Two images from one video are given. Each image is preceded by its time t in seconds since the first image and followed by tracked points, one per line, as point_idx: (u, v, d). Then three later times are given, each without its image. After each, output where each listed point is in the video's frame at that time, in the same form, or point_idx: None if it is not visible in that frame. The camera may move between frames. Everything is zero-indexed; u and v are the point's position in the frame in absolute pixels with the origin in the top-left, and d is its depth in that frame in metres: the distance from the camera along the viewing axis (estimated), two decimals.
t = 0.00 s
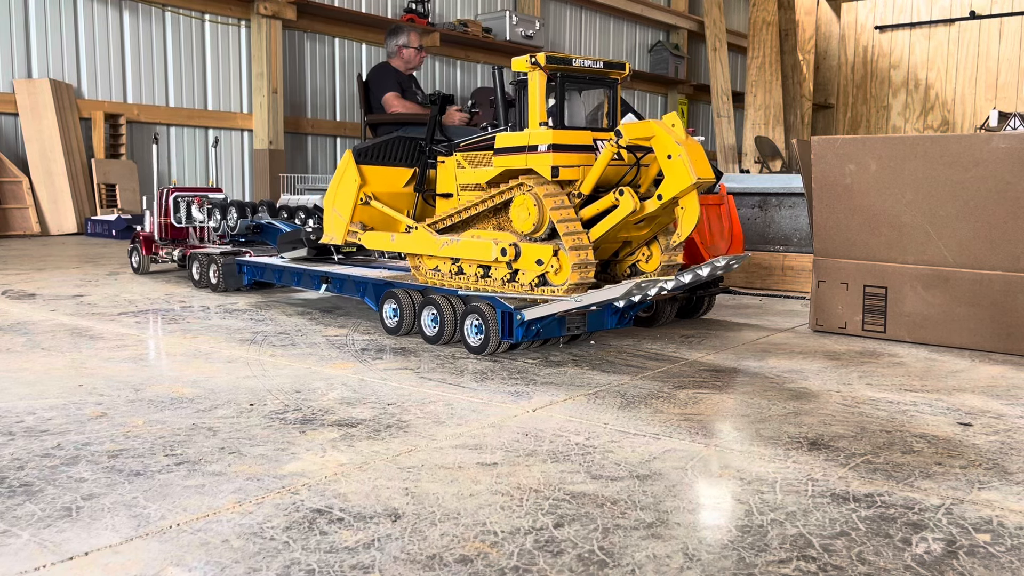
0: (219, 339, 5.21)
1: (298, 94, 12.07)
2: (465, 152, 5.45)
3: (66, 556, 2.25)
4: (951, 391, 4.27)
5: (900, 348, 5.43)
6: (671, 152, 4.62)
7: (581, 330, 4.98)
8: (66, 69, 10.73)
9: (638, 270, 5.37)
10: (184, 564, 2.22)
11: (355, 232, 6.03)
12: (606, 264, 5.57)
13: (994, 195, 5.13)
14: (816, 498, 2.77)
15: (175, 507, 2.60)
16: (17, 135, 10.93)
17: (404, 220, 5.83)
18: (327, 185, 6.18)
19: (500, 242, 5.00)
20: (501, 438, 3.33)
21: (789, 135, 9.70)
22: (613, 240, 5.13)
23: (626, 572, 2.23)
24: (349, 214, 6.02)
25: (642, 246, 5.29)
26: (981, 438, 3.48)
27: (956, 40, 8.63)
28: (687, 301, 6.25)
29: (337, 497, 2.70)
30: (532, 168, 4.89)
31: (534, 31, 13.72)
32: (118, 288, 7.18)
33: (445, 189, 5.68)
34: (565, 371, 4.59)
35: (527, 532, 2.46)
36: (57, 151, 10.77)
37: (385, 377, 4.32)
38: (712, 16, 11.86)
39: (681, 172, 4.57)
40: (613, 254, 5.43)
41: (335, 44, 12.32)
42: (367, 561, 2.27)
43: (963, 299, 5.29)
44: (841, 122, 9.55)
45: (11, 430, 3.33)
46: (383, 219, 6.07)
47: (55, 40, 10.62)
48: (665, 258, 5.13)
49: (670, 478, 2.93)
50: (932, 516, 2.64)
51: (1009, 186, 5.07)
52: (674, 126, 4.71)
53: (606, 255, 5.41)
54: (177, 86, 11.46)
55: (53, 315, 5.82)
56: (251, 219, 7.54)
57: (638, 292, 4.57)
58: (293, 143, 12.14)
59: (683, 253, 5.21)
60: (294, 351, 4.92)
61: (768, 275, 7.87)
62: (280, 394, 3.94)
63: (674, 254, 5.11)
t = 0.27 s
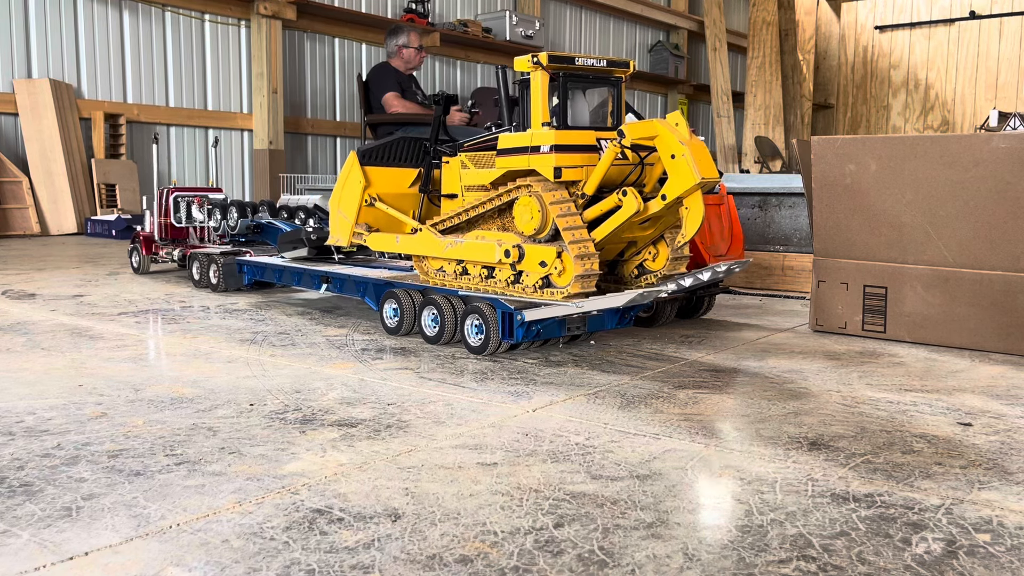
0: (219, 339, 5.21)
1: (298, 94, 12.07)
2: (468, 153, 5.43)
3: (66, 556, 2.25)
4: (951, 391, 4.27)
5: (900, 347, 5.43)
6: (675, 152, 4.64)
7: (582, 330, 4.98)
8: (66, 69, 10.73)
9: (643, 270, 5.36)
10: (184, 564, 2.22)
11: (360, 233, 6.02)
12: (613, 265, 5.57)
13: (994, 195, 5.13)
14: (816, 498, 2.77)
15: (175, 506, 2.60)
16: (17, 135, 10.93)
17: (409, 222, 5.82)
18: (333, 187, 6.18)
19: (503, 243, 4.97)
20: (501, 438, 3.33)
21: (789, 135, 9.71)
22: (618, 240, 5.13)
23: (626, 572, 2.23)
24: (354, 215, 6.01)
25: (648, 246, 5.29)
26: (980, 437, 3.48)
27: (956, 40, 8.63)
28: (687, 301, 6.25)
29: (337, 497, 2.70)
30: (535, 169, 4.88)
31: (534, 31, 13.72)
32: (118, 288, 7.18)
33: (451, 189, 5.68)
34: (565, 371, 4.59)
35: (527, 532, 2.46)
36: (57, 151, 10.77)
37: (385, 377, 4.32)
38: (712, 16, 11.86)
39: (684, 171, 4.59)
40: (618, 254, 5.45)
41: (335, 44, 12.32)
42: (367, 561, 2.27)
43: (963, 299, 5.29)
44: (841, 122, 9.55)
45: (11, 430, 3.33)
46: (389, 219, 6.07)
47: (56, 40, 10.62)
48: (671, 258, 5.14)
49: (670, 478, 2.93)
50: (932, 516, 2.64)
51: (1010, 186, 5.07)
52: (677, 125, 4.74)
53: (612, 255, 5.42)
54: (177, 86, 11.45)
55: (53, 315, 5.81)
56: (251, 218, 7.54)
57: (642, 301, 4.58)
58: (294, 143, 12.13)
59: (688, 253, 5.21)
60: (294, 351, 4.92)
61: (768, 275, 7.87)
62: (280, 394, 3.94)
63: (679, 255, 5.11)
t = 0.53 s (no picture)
0: (219, 339, 5.21)
1: (298, 94, 12.07)
2: (472, 152, 5.44)
3: (66, 557, 2.25)
4: (951, 390, 4.27)
5: (900, 347, 5.43)
6: (679, 152, 4.62)
7: (582, 330, 4.98)
8: (66, 69, 10.73)
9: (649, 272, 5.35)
10: (184, 564, 2.22)
11: (365, 234, 6.01)
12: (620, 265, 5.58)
13: (994, 194, 5.13)
14: (816, 498, 2.77)
15: (175, 506, 2.60)
16: (17, 135, 10.93)
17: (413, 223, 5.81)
18: (337, 187, 6.18)
19: (507, 245, 4.94)
20: (501, 438, 3.33)
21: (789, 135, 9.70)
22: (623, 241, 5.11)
23: (626, 572, 2.23)
24: (358, 216, 6.01)
25: (654, 246, 5.30)
26: (980, 438, 3.48)
27: (956, 40, 8.63)
28: (687, 301, 6.25)
29: (337, 497, 2.70)
30: (539, 169, 4.89)
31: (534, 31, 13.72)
32: (118, 288, 7.18)
33: (455, 189, 5.68)
34: (565, 371, 4.59)
35: (527, 532, 2.46)
36: (57, 150, 10.76)
37: (385, 377, 4.32)
38: (712, 16, 11.86)
39: (689, 172, 4.57)
40: (624, 254, 5.45)
41: (335, 44, 12.32)
42: (367, 561, 2.27)
43: (963, 299, 5.30)
44: (841, 122, 9.54)
45: (11, 430, 3.33)
46: (393, 220, 6.07)
47: (55, 40, 10.62)
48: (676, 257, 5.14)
49: (670, 478, 2.92)
50: (932, 516, 2.64)
51: (1010, 186, 5.07)
52: (682, 125, 4.73)
53: (618, 256, 5.41)
54: (177, 86, 11.45)
55: (53, 315, 5.81)
56: (251, 218, 7.53)
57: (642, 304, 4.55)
58: (294, 143, 12.13)
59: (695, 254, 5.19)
60: (294, 351, 4.92)
61: (768, 275, 7.87)
62: (280, 394, 3.93)
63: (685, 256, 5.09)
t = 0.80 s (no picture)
0: (219, 339, 5.21)
1: (298, 94, 12.06)
2: (488, 147, 5.40)
3: (66, 557, 2.25)
4: (952, 390, 4.27)
5: (900, 347, 5.43)
6: (697, 170, 4.58)
7: (580, 331, 5.00)
8: (66, 70, 10.72)
9: (652, 283, 5.31)
10: (184, 564, 2.22)
11: (371, 216, 6.01)
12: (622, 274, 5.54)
13: (994, 195, 5.13)
14: (816, 498, 2.77)
15: (175, 507, 2.60)
16: (17, 135, 10.93)
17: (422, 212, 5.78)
18: (348, 166, 6.13)
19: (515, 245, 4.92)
20: (501, 438, 3.33)
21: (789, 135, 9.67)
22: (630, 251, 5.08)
23: (627, 572, 2.23)
24: (367, 198, 5.98)
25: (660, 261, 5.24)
26: (981, 437, 3.48)
27: (956, 40, 8.63)
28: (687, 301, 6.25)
29: (337, 497, 2.70)
30: (553, 172, 4.83)
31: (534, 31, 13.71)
32: (118, 287, 7.18)
33: (465, 182, 5.65)
34: (565, 371, 4.59)
35: (527, 532, 2.46)
36: (57, 151, 10.76)
37: (385, 377, 4.32)
38: (712, 16, 11.86)
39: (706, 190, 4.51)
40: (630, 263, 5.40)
41: (335, 44, 12.32)
42: (367, 561, 2.27)
43: (963, 299, 5.30)
44: (841, 121, 9.54)
45: (11, 430, 3.33)
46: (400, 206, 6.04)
47: (55, 40, 10.62)
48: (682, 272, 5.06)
49: (670, 478, 2.92)
50: (932, 516, 2.63)
51: (1009, 186, 5.07)
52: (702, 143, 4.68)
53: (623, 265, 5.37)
54: (177, 86, 11.45)
55: (53, 315, 5.81)
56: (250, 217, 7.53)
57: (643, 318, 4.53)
58: (294, 143, 12.13)
59: (701, 269, 5.15)
60: (294, 351, 4.92)
61: (768, 275, 7.87)
62: (280, 394, 3.93)
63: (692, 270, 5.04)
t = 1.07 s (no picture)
0: (218, 339, 5.21)
1: (298, 94, 12.07)
2: (518, 145, 4.74)
3: (66, 556, 2.25)
4: (953, 391, 4.27)
5: (901, 348, 5.42)
6: (727, 237, 4.21)
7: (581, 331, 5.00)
8: (66, 69, 10.72)
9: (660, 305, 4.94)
10: (184, 564, 2.22)
11: (389, 184, 5.34)
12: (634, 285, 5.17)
13: (994, 195, 5.14)
14: (817, 498, 2.77)
15: (175, 507, 2.60)
16: (18, 135, 10.94)
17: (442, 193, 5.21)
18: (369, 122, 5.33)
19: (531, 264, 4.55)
20: (501, 438, 3.33)
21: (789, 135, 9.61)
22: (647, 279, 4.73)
23: (626, 572, 2.23)
24: (386, 165, 5.26)
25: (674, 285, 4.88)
26: (981, 438, 3.48)
27: (956, 40, 8.63)
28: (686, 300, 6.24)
29: (337, 497, 2.70)
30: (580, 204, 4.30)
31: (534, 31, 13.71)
32: (117, 287, 7.18)
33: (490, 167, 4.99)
34: (565, 370, 4.59)
35: (527, 532, 2.46)
36: (57, 151, 10.76)
37: (384, 377, 4.32)
38: (712, 17, 11.88)
39: (729, 264, 4.21)
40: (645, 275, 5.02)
41: (335, 44, 12.33)
42: (367, 561, 2.27)
43: (963, 299, 5.30)
44: (841, 121, 9.50)
45: (11, 430, 3.32)
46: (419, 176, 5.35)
47: (55, 40, 10.61)
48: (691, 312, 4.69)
49: (670, 478, 2.93)
50: (932, 516, 2.63)
51: (1009, 186, 5.09)
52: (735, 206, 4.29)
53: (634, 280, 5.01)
54: (177, 86, 11.44)
55: (53, 315, 5.82)
56: (248, 217, 7.53)
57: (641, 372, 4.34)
58: (294, 143, 12.13)
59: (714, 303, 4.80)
60: (293, 351, 4.92)
61: (768, 275, 7.87)
62: (280, 395, 3.93)
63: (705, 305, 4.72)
